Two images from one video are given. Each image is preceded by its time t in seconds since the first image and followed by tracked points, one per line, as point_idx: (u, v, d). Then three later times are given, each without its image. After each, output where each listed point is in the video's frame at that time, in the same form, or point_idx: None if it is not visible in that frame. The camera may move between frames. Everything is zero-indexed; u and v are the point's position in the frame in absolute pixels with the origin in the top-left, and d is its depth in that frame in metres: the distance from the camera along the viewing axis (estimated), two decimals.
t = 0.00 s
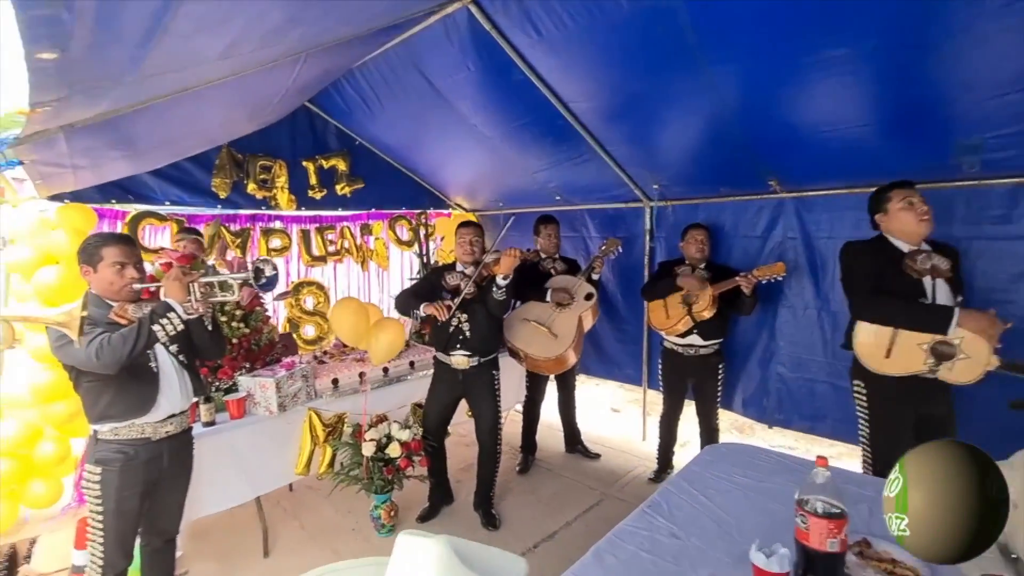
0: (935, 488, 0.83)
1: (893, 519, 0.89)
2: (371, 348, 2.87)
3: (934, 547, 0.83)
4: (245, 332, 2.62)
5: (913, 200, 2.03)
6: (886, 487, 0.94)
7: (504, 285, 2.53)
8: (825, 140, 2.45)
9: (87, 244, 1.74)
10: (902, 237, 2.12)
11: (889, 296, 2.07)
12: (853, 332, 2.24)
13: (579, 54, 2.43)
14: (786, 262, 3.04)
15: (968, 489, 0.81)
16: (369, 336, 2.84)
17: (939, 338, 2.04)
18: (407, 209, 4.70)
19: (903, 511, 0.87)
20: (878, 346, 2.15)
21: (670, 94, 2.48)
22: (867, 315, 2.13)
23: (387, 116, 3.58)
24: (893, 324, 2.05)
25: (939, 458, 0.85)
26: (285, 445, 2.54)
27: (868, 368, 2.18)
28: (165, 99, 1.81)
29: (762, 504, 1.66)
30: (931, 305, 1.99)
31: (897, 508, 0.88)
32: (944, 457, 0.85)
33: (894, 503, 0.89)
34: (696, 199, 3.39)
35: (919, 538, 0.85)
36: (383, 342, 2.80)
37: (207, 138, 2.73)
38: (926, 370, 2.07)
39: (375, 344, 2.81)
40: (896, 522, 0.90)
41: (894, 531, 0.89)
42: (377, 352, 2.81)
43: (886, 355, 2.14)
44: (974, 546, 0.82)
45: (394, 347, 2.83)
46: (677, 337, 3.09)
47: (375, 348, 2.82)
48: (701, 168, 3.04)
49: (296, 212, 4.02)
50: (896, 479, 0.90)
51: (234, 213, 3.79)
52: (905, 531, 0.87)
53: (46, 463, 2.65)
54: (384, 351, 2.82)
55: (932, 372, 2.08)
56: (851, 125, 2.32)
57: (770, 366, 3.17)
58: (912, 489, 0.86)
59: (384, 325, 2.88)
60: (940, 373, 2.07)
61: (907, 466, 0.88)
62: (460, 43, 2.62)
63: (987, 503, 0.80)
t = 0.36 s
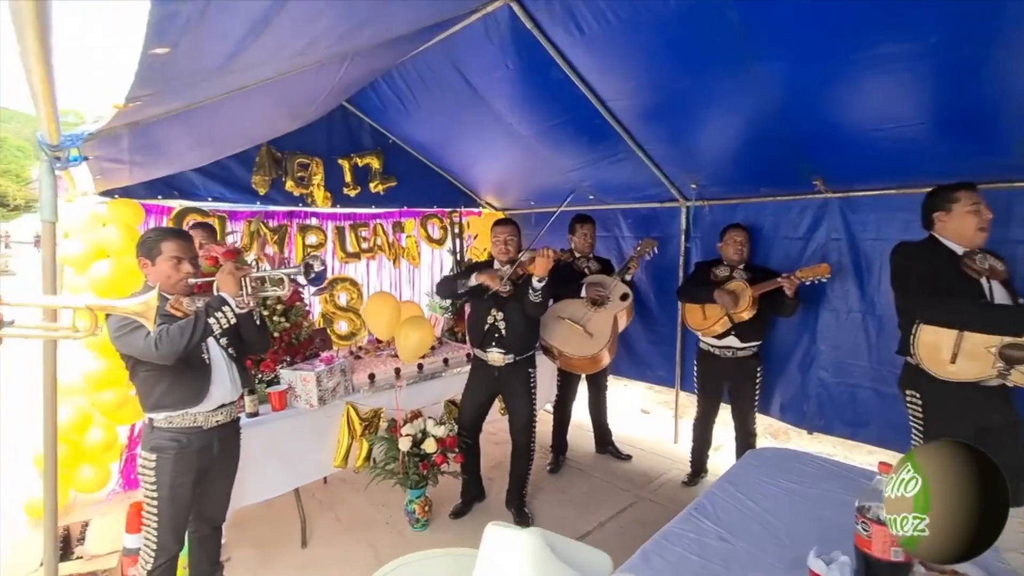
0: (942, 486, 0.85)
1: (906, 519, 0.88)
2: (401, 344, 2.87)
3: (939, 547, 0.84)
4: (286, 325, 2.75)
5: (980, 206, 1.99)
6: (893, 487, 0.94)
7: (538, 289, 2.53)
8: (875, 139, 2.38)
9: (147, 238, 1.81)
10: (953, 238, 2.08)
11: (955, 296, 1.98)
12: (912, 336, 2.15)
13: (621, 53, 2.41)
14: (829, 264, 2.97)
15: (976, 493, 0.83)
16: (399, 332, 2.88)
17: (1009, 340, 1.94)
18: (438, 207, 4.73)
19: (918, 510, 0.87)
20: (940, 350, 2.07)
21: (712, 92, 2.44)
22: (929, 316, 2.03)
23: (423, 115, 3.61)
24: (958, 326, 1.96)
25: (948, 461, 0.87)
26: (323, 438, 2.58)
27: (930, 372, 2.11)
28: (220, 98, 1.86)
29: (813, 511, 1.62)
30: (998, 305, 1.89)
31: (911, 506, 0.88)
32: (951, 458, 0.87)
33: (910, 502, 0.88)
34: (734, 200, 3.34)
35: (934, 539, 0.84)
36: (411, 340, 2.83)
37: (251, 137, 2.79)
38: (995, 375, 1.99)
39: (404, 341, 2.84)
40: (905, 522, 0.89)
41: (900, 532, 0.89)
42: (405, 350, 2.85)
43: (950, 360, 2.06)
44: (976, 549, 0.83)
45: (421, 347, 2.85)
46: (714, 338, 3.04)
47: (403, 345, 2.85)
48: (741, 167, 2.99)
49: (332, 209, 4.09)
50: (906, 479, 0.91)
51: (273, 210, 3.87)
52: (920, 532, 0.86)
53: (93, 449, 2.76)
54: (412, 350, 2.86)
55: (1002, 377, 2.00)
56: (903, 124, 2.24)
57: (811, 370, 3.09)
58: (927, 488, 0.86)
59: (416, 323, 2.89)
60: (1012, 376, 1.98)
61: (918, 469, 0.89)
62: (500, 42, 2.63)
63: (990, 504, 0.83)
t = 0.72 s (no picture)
0: (961, 490, 0.87)
1: (925, 519, 0.89)
2: (420, 336, 2.93)
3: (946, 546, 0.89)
4: (316, 319, 2.82)
5: None
6: (905, 486, 0.93)
7: (566, 289, 2.53)
8: (918, 148, 2.33)
9: (189, 231, 1.86)
10: (1013, 255, 2.01)
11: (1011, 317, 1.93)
12: (966, 356, 2.09)
13: (659, 56, 2.40)
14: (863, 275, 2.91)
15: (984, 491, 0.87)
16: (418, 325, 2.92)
17: None
18: (464, 207, 4.75)
19: (940, 511, 0.88)
20: (998, 369, 2.01)
21: (751, 96, 2.41)
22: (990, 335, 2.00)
23: (454, 115, 3.64)
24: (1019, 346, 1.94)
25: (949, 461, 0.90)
26: (350, 431, 2.61)
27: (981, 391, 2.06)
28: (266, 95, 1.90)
29: (849, 525, 1.58)
30: None
31: (931, 508, 0.89)
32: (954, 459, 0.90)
33: (934, 503, 0.88)
34: (767, 207, 3.29)
35: (951, 538, 0.88)
36: (429, 332, 2.87)
37: (288, 133, 2.84)
38: None
39: (423, 333, 2.89)
40: (920, 522, 0.90)
41: (916, 531, 0.91)
42: (425, 342, 2.90)
43: (1006, 380, 2.00)
44: (975, 547, 0.88)
45: (440, 338, 2.89)
46: (741, 346, 3.00)
47: (422, 338, 2.90)
48: (775, 174, 2.95)
49: (360, 206, 4.14)
50: (908, 480, 0.93)
51: (304, 205, 3.93)
52: (941, 531, 0.88)
53: (127, 434, 2.83)
54: (432, 341, 2.90)
55: None
56: (949, 133, 2.19)
57: (841, 383, 3.03)
58: (949, 493, 0.87)
59: (431, 315, 2.91)
60: None
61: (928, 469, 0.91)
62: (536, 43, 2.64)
63: (991, 505, 0.87)
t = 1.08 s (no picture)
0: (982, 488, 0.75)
1: (946, 520, 0.76)
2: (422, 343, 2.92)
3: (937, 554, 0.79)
4: (332, 321, 2.86)
5: None
6: (920, 486, 0.79)
7: (586, 295, 2.53)
8: (941, 158, 2.30)
9: (209, 233, 1.89)
10: None
11: None
12: (999, 373, 2.00)
13: (678, 64, 2.40)
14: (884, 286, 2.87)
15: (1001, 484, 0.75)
16: (420, 333, 2.91)
17: None
18: (478, 213, 4.78)
19: (964, 510, 0.75)
20: None
21: (770, 104, 2.39)
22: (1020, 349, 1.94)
23: (471, 121, 3.66)
24: None
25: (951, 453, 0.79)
26: (363, 435, 2.61)
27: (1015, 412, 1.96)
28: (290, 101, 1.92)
29: (871, 540, 1.55)
30: None
31: (953, 507, 0.76)
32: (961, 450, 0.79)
33: (961, 505, 0.75)
34: (784, 216, 3.27)
35: (965, 539, 0.76)
36: (430, 341, 2.84)
37: (308, 139, 2.87)
38: None
39: (423, 342, 2.87)
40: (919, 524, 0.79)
41: (932, 533, 0.77)
42: (425, 350, 2.88)
43: None
44: (976, 549, 0.78)
45: (440, 347, 2.87)
46: (757, 357, 2.96)
47: (422, 346, 2.88)
48: (794, 183, 2.93)
49: (376, 211, 4.18)
50: (913, 478, 0.81)
51: (321, 210, 3.99)
52: (958, 530, 0.76)
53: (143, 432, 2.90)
54: (431, 350, 2.88)
55: None
56: (974, 143, 2.16)
57: (859, 396, 2.99)
58: (971, 496, 0.75)
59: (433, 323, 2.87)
60: None
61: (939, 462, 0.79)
62: (555, 50, 2.65)
63: (996, 503, 0.76)
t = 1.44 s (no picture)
0: (983, 480, 0.70)
1: (935, 524, 0.71)
2: (423, 349, 2.84)
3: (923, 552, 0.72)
4: (343, 326, 2.85)
5: None
6: (928, 485, 0.71)
7: (599, 305, 2.53)
8: (957, 156, 2.27)
9: (221, 240, 1.92)
10: None
11: None
12: None
13: (688, 65, 2.39)
14: (899, 288, 2.84)
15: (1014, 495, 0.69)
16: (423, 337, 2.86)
17: None
18: (487, 216, 4.79)
19: (970, 509, 0.68)
20: None
21: (782, 104, 2.37)
22: None
23: (479, 125, 3.67)
24: None
25: (953, 454, 0.72)
26: (377, 440, 2.62)
27: None
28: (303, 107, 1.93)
29: (893, 546, 1.52)
30: None
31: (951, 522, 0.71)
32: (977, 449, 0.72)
33: (966, 502, 0.68)
34: (796, 217, 3.24)
35: (949, 546, 0.70)
36: (434, 343, 2.79)
37: (318, 145, 2.88)
38: None
39: (426, 345, 2.81)
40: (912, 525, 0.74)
41: (946, 532, 0.69)
42: (428, 353, 2.82)
43: None
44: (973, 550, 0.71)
45: (444, 350, 2.81)
46: (770, 359, 2.93)
47: (426, 349, 2.82)
48: (806, 184, 2.90)
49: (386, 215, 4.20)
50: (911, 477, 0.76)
51: (331, 214, 4.01)
52: (955, 527, 0.69)
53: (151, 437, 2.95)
54: (436, 353, 2.82)
55: None
56: (991, 142, 2.13)
57: (875, 399, 2.95)
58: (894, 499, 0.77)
59: (433, 328, 2.81)
60: None
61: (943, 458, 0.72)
62: (564, 53, 2.65)
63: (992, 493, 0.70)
